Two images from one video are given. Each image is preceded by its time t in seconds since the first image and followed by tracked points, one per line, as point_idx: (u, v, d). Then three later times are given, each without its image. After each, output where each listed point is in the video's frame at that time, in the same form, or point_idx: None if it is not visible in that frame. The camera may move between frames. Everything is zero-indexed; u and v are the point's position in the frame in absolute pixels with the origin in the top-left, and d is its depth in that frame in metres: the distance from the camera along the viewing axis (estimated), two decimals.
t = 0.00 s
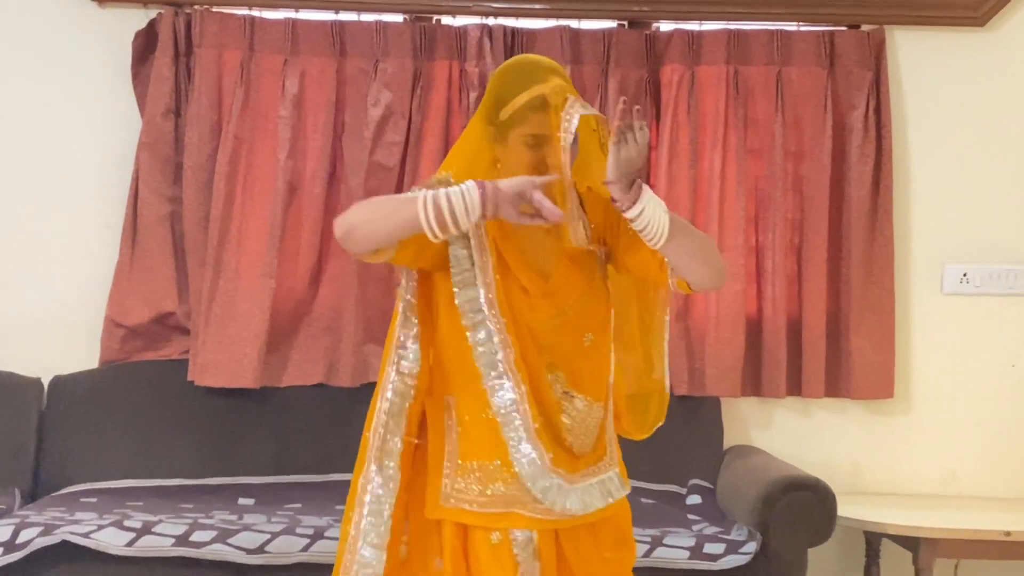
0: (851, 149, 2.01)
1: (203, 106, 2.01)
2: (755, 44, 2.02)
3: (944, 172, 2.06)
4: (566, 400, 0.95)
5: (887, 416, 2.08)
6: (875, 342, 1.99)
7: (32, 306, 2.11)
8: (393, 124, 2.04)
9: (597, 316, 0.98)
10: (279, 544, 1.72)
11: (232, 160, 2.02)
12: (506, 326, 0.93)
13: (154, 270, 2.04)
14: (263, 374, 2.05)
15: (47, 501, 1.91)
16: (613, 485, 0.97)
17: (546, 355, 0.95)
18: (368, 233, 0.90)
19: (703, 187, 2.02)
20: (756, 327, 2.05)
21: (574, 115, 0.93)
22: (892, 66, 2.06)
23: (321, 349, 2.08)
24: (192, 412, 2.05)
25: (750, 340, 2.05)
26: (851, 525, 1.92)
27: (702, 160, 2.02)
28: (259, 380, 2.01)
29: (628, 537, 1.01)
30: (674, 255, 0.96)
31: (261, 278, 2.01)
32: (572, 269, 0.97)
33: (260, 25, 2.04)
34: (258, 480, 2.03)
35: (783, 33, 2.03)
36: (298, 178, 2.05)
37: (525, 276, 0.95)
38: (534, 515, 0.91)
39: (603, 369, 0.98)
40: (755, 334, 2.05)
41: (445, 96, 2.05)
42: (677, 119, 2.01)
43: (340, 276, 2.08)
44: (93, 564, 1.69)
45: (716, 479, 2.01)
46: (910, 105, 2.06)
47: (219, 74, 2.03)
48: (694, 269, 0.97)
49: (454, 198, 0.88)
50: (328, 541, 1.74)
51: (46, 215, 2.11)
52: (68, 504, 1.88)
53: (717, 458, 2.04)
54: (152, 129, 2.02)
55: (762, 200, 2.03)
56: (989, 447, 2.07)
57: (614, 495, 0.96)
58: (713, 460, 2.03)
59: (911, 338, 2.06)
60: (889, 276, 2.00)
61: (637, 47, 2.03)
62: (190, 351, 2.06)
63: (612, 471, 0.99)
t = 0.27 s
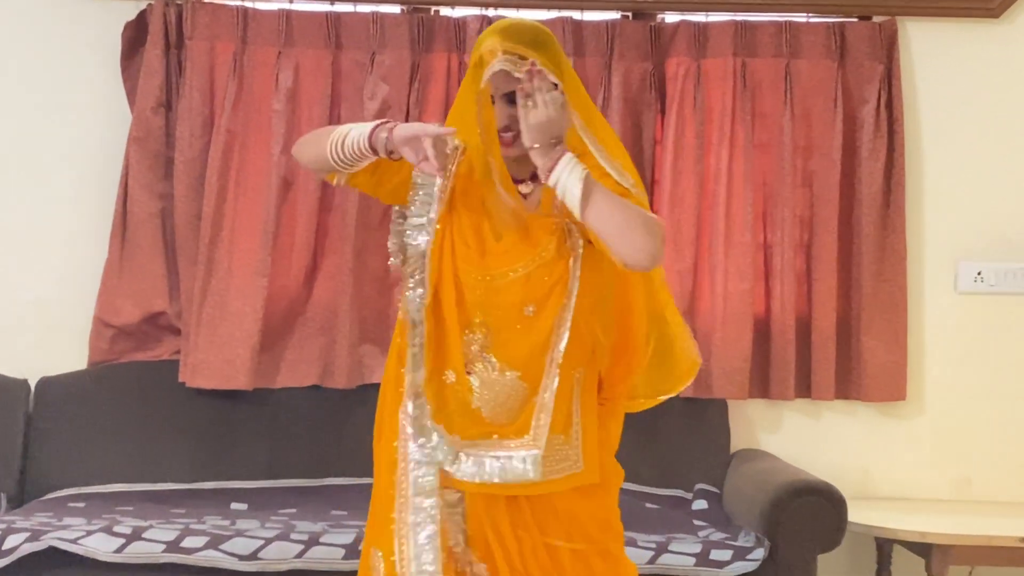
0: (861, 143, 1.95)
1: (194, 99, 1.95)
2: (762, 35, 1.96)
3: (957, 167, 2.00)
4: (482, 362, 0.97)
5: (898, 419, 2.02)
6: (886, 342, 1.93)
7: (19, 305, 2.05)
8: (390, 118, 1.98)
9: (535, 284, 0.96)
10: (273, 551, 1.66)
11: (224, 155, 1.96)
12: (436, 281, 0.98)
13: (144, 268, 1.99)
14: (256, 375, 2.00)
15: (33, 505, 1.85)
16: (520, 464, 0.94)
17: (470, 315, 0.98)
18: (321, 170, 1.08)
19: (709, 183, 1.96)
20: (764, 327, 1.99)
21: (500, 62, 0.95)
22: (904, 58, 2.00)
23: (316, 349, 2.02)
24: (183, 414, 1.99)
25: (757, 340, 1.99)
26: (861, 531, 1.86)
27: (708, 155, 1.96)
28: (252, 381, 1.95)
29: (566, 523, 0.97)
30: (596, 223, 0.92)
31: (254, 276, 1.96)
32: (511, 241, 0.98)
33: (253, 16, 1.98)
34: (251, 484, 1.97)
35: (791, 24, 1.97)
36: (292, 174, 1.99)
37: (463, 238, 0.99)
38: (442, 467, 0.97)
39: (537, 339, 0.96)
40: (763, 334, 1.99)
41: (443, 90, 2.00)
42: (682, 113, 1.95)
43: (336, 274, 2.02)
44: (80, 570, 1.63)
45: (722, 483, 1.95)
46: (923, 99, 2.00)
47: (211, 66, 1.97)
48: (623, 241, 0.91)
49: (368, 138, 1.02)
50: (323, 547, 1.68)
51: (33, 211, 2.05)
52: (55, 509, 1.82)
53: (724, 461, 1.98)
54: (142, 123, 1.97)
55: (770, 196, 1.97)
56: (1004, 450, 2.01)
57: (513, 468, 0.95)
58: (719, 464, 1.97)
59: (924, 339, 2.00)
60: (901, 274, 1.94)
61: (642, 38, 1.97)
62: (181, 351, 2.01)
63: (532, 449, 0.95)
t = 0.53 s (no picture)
0: (868, 139, 1.91)
1: (188, 94, 1.92)
2: (768, 29, 1.92)
3: (965, 164, 1.96)
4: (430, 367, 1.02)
5: (905, 420, 1.98)
6: (893, 342, 1.89)
7: (10, 304, 2.02)
8: (388, 113, 1.94)
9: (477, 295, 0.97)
10: (269, 554, 1.63)
11: (219, 151, 1.92)
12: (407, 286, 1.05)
13: (137, 266, 1.95)
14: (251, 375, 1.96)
15: (24, 508, 1.81)
16: (434, 473, 0.97)
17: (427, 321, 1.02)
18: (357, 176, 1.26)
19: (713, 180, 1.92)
20: (768, 327, 1.96)
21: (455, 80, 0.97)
22: (911, 52, 1.96)
23: (312, 349, 1.98)
24: (177, 415, 1.96)
25: (761, 340, 1.95)
26: (868, 535, 1.83)
27: (712, 152, 1.92)
28: (247, 382, 1.91)
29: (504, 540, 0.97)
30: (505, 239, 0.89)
31: (249, 274, 1.92)
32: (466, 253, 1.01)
33: (248, 10, 1.94)
34: (246, 486, 1.94)
35: (797, 17, 1.93)
36: (288, 170, 1.96)
37: (435, 246, 1.04)
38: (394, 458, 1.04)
39: (480, 347, 0.97)
40: (768, 334, 1.96)
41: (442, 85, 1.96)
42: (686, 108, 1.91)
43: (333, 273, 1.98)
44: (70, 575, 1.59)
45: (726, 485, 1.92)
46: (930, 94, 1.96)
47: (205, 61, 1.93)
48: (526, 266, 0.87)
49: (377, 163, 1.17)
50: (320, 551, 1.64)
51: (25, 209, 2.01)
52: (47, 512, 1.78)
53: (728, 463, 1.94)
54: (135, 118, 1.93)
55: (775, 193, 1.94)
56: (1013, 452, 1.97)
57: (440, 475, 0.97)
58: (723, 466, 1.93)
59: (932, 339, 1.97)
60: (909, 272, 1.91)
61: (644, 32, 1.94)
62: (174, 351, 1.97)
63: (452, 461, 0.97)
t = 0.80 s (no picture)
0: (878, 134, 1.86)
1: (178, 86, 1.86)
2: (775, 20, 1.87)
3: (977, 160, 1.91)
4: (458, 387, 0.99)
5: (915, 423, 1.93)
6: (904, 343, 1.84)
7: None
8: (384, 107, 1.89)
9: (497, 309, 0.96)
10: (261, 561, 1.57)
11: (209, 145, 1.86)
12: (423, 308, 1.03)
13: (125, 264, 1.89)
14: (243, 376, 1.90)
15: (7, 514, 1.75)
16: (461, 488, 0.96)
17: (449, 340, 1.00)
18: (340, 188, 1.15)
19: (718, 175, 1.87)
20: (775, 327, 1.90)
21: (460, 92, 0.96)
22: (922, 45, 1.91)
23: (305, 349, 1.93)
24: (166, 417, 1.90)
25: (768, 341, 1.90)
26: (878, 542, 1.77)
27: (717, 146, 1.87)
28: (238, 383, 1.85)
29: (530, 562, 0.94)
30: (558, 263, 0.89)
31: (240, 272, 1.86)
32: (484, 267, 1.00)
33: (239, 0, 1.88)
34: (237, 491, 1.88)
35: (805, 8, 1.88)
36: (281, 166, 1.90)
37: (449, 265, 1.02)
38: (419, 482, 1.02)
39: (508, 363, 0.97)
40: (774, 334, 1.90)
41: (439, 78, 1.91)
42: (690, 101, 1.85)
43: (327, 271, 1.93)
44: None
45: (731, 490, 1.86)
46: (941, 88, 1.91)
47: (195, 52, 1.88)
48: (581, 293, 0.88)
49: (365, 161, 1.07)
50: (313, 558, 1.58)
51: (9, 205, 1.96)
52: (31, 517, 1.72)
53: (733, 468, 1.88)
54: (122, 111, 1.87)
55: (782, 189, 1.88)
56: None
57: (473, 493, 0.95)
58: (728, 471, 1.88)
59: (942, 340, 1.91)
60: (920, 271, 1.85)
61: (647, 23, 1.88)
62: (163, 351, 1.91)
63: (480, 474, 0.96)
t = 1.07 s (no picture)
0: (881, 130, 1.83)
1: (171, 82, 1.83)
2: (777, 16, 1.84)
3: (982, 156, 1.88)
4: (478, 358, 0.96)
5: (919, 424, 1.90)
6: (908, 342, 1.81)
7: None
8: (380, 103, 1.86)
9: (527, 275, 0.93)
10: (255, 563, 1.54)
11: (203, 142, 1.84)
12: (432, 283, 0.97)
13: (117, 263, 1.87)
14: (237, 376, 1.87)
15: None
16: (514, 458, 0.93)
17: (467, 313, 0.97)
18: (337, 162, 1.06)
19: (719, 173, 1.84)
20: (777, 326, 1.87)
21: (494, 57, 0.95)
22: (926, 40, 1.88)
23: (301, 349, 1.90)
24: (159, 418, 1.87)
25: (770, 340, 1.87)
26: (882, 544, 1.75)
27: (718, 143, 1.84)
28: (232, 383, 1.83)
29: (566, 527, 0.93)
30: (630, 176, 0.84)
31: (235, 270, 1.83)
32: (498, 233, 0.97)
33: None
34: (231, 493, 1.86)
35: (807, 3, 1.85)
36: (276, 163, 1.88)
37: (458, 238, 0.98)
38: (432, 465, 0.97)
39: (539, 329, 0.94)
40: (776, 333, 1.88)
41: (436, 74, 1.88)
42: (690, 98, 1.83)
43: (322, 270, 1.90)
44: None
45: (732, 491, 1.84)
46: (946, 84, 1.88)
47: (189, 48, 1.85)
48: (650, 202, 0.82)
49: (382, 96, 1.00)
50: (307, 560, 1.56)
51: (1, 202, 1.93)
52: (22, 519, 1.70)
53: (735, 469, 1.86)
54: (115, 108, 1.85)
55: (784, 187, 1.86)
56: None
57: (510, 465, 0.93)
58: (729, 471, 1.85)
59: (947, 339, 1.89)
60: (924, 269, 1.82)
61: (647, 18, 1.85)
62: (157, 351, 1.89)
63: (527, 442, 0.94)
